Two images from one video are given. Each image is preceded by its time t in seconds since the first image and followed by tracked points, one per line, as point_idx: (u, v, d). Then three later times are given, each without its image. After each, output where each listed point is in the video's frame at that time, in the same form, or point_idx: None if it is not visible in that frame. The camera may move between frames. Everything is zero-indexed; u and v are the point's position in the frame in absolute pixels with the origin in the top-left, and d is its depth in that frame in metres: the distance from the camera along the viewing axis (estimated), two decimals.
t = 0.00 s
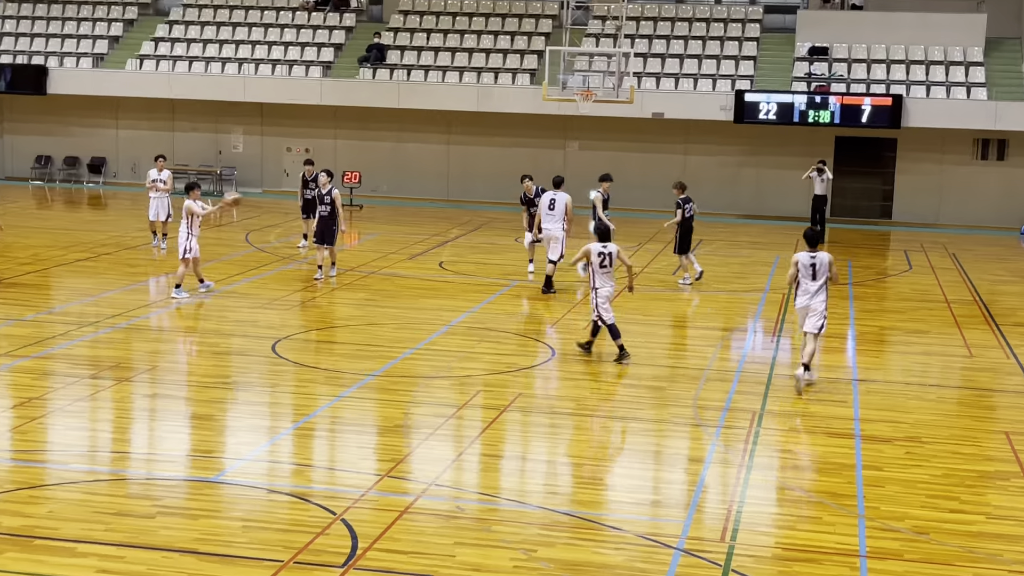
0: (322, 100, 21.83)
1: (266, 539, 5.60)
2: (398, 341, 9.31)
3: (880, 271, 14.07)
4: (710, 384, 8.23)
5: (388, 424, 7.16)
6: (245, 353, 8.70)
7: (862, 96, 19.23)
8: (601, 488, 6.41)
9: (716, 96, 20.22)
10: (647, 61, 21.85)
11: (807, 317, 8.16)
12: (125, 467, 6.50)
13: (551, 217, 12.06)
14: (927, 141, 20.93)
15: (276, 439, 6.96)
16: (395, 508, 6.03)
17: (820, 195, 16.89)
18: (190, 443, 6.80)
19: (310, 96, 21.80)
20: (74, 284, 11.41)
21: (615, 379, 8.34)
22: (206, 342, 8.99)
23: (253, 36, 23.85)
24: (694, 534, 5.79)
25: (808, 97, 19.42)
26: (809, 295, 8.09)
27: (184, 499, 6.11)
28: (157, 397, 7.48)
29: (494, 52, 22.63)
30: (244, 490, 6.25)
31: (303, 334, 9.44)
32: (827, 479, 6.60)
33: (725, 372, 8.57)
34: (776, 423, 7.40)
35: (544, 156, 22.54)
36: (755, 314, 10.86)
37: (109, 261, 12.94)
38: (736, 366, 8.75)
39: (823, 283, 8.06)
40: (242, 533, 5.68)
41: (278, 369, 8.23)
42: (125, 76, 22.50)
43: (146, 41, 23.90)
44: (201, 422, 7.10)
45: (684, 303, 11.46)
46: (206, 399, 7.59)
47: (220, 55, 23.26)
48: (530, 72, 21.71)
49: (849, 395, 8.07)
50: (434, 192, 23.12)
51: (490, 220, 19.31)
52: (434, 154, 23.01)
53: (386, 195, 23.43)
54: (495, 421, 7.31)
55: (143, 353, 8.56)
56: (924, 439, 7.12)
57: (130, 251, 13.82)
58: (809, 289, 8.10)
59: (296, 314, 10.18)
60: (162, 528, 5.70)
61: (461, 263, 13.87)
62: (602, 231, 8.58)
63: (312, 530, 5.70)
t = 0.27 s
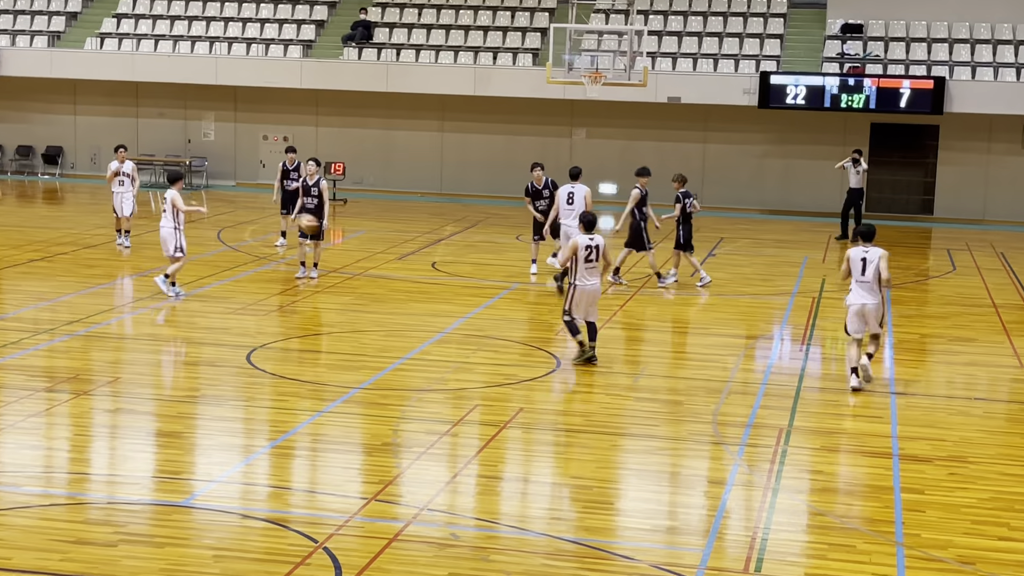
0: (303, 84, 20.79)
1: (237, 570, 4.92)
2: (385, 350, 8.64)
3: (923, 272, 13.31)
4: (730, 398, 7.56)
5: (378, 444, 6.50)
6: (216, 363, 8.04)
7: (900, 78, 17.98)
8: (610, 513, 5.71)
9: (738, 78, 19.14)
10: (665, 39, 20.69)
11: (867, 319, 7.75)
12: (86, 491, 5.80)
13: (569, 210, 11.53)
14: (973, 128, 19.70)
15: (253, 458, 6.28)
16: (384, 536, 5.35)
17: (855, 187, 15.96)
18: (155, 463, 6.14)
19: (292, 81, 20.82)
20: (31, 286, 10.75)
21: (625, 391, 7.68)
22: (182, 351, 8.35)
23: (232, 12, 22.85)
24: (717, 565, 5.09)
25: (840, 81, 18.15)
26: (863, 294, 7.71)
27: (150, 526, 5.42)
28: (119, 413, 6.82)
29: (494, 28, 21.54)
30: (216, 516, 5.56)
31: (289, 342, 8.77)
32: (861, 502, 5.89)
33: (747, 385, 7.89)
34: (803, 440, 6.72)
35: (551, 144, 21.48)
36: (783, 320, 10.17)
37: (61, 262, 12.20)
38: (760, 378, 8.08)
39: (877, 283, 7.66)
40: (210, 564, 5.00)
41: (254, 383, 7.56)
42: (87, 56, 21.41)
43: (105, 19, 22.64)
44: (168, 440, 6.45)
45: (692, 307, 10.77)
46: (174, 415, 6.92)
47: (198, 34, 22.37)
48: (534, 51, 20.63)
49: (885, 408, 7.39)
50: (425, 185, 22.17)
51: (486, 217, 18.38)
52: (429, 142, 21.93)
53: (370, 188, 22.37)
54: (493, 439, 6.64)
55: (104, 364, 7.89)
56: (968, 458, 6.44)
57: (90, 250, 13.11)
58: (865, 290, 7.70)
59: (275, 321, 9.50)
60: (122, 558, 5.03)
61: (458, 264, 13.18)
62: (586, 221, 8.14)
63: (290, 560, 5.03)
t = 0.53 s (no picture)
0: (287, 69, 20.27)
1: None
2: (376, 360, 8.13)
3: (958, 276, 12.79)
4: (749, 413, 7.05)
5: (368, 462, 6.00)
6: (193, 374, 7.54)
7: (936, 64, 17.41)
8: (621, 537, 5.16)
9: (760, 65, 18.61)
10: (682, 23, 20.20)
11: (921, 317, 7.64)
12: (47, 512, 5.24)
13: (590, 204, 11.20)
14: (1008, 120, 19.18)
15: (230, 478, 5.75)
16: (372, 561, 4.80)
17: (885, 182, 15.45)
18: (123, 482, 5.63)
19: (276, 67, 20.29)
20: None
21: (636, 405, 7.17)
22: (156, 362, 7.84)
23: None
24: None
25: (870, 67, 17.59)
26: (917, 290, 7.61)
27: (116, 551, 4.86)
28: (83, 429, 6.33)
29: (492, 11, 21.06)
30: (189, 541, 4.98)
31: (276, 351, 8.27)
32: (892, 526, 5.31)
33: (768, 399, 7.38)
34: (829, 459, 6.19)
35: (555, 135, 20.97)
36: (806, 327, 9.66)
37: (23, 265, 11.69)
38: (782, 391, 7.56)
39: (930, 278, 7.59)
40: None
41: (232, 397, 7.06)
42: (53, 39, 20.82)
43: None
44: (138, 458, 5.94)
45: (701, 312, 10.25)
46: (144, 430, 6.41)
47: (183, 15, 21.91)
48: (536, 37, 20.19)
49: (918, 424, 6.87)
50: (419, 179, 21.69)
51: (482, 214, 17.85)
52: (426, 133, 21.45)
53: (360, 183, 21.85)
54: (493, 456, 6.13)
55: (69, 375, 7.39)
56: (1010, 478, 5.93)
57: (54, 251, 12.66)
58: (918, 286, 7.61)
59: (260, 329, 9.00)
60: None
61: (454, 266, 12.69)
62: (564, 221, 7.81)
63: None
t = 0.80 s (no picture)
0: (283, 69, 20.17)
1: None
2: (374, 365, 8.05)
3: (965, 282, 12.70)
4: (753, 420, 6.96)
5: (366, 469, 5.90)
6: (188, 380, 7.46)
7: (944, 66, 17.29)
8: (624, 545, 5.06)
9: (765, 66, 18.52)
10: (686, 23, 20.11)
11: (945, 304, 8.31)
12: (41, 519, 5.15)
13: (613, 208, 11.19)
14: (1017, 123, 19.07)
15: (226, 485, 5.66)
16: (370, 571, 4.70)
17: (891, 186, 15.36)
18: (119, 488, 5.54)
19: (273, 66, 20.18)
20: None
21: (639, 411, 7.09)
22: (151, 367, 7.76)
23: None
24: None
25: (878, 68, 17.49)
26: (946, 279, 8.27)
27: (111, 559, 4.76)
28: (77, 435, 6.25)
29: (494, 10, 20.98)
30: (185, 549, 4.89)
31: (274, 355, 8.20)
32: (898, 535, 5.21)
33: (773, 405, 7.29)
34: (834, 467, 6.10)
35: (557, 137, 20.89)
36: (812, 333, 9.57)
37: (16, 267, 11.60)
38: (787, 398, 7.47)
39: (959, 267, 8.24)
40: None
41: (229, 402, 6.98)
42: (48, 39, 20.73)
43: None
44: (133, 464, 5.86)
45: (704, 317, 10.17)
46: (140, 436, 6.33)
47: (180, 15, 21.83)
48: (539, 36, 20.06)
49: (924, 432, 6.78)
50: (419, 182, 21.58)
51: (483, 218, 17.75)
52: (426, 135, 21.35)
53: (359, 185, 21.76)
54: (493, 464, 6.04)
55: (63, 380, 7.30)
56: (1018, 487, 5.84)
57: (48, 253, 12.59)
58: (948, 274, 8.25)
59: (258, 333, 8.91)
60: None
61: (455, 269, 12.61)
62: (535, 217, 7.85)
63: None
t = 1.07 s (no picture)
0: (283, 71, 20.16)
1: None
2: (374, 368, 8.03)
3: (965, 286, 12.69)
4: (754, 425, 6.95)
5: (365, 473, 5.88)
6: (187, 383, 7.44)
7: (947, 70, 17.27)
8: (624, 550, 5.05)
9: (766, 70, 18.51)
10: (688, 26, 20.11)
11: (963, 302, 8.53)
12: (39, 522, 5.13)
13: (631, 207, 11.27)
14: (1018, 127, 19.04)
15: (225, 488, 5.65)
16: None
17: (892, 191, 15.33)
18: (116, 492, 5.52)
19: (275, 69, 20.17)
20: None
21: (639, 416, 7.08)
22: (150, 370, 7.74)
23: None
24: None
25: (879, 73, 17.49)
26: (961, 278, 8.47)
27: (110, 563, 4.73)
28: (76, 438, 6.23)
29: (495, 14, 20.97)
30: (183, 552, 4.88)
31: (272, 359, 8.18)
32: (898, 540, 5.19)
33: (774, 410, 7.28)
34: (835, 473, 6.07)
35: (558, 141, 20.88)
36: (813, 337, 9.56)
37: (14, 270, 11.59)
38: (788, 403, 7.46)
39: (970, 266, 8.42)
40: None
41: (228, 406, 6.95)
42: (47, 41, 20.72)
43: None
44: (132, 467, 5.85)
45: (704, 322, 10.15)
46: (138, 439, 6.31)
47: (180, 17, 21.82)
48: (540, 40, 20.05)
49: (926, 438, 6.75)
50: (420, 186, 21.58)
51: (485, 221, 17.74)
52: (427, 138, 21.35)
53: (360, 188, 21.77)
54: (492, 468, 6.03)
55: (62, 383, 7.28)
56: (1020, 493, 5.83)
57: (47, 256, 12.58)
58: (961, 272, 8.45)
59: (258, 337, 8.90)
60: None
61: (455, 273, 12.59)
62: (514, 220, 7.84)
63: None
